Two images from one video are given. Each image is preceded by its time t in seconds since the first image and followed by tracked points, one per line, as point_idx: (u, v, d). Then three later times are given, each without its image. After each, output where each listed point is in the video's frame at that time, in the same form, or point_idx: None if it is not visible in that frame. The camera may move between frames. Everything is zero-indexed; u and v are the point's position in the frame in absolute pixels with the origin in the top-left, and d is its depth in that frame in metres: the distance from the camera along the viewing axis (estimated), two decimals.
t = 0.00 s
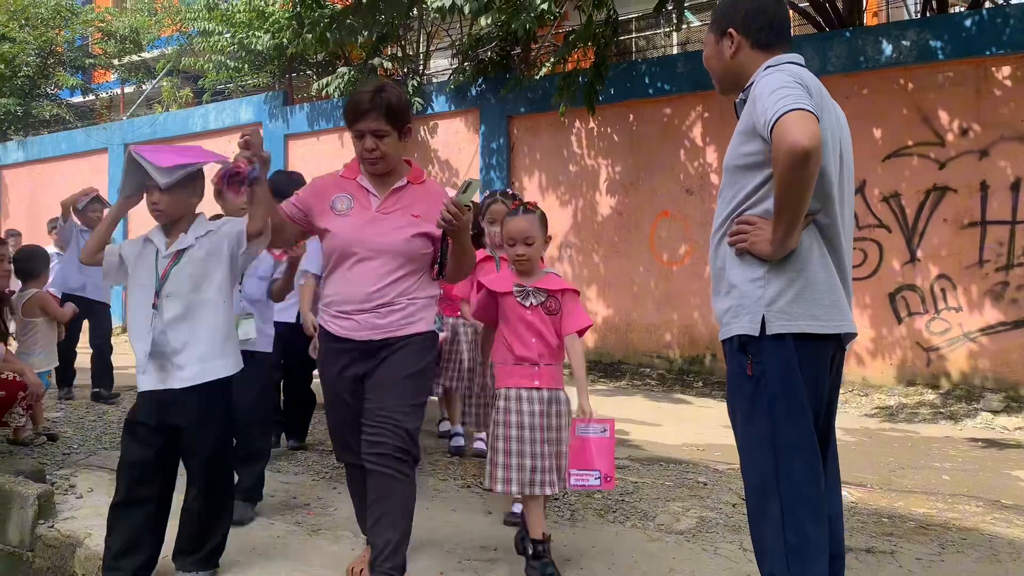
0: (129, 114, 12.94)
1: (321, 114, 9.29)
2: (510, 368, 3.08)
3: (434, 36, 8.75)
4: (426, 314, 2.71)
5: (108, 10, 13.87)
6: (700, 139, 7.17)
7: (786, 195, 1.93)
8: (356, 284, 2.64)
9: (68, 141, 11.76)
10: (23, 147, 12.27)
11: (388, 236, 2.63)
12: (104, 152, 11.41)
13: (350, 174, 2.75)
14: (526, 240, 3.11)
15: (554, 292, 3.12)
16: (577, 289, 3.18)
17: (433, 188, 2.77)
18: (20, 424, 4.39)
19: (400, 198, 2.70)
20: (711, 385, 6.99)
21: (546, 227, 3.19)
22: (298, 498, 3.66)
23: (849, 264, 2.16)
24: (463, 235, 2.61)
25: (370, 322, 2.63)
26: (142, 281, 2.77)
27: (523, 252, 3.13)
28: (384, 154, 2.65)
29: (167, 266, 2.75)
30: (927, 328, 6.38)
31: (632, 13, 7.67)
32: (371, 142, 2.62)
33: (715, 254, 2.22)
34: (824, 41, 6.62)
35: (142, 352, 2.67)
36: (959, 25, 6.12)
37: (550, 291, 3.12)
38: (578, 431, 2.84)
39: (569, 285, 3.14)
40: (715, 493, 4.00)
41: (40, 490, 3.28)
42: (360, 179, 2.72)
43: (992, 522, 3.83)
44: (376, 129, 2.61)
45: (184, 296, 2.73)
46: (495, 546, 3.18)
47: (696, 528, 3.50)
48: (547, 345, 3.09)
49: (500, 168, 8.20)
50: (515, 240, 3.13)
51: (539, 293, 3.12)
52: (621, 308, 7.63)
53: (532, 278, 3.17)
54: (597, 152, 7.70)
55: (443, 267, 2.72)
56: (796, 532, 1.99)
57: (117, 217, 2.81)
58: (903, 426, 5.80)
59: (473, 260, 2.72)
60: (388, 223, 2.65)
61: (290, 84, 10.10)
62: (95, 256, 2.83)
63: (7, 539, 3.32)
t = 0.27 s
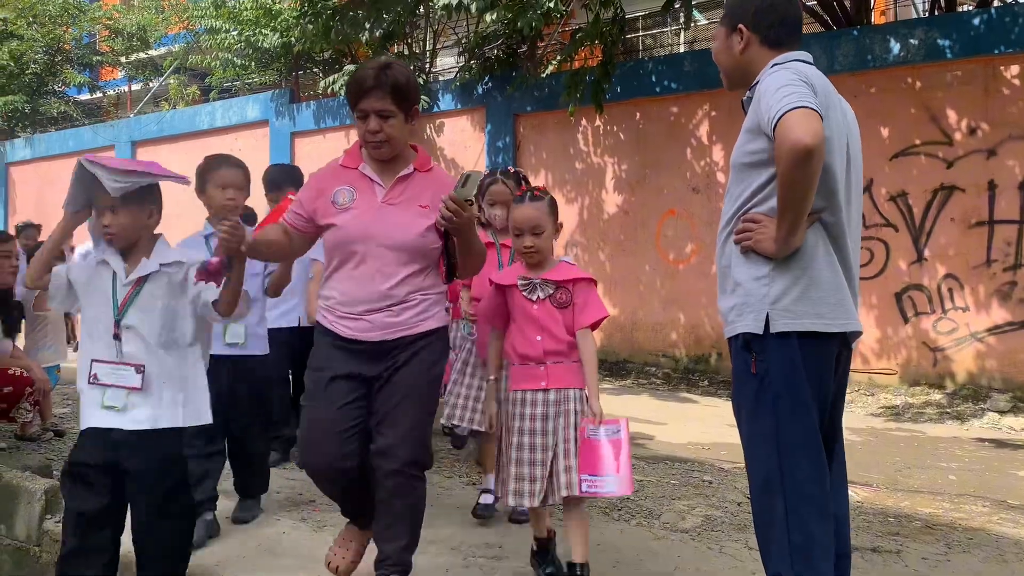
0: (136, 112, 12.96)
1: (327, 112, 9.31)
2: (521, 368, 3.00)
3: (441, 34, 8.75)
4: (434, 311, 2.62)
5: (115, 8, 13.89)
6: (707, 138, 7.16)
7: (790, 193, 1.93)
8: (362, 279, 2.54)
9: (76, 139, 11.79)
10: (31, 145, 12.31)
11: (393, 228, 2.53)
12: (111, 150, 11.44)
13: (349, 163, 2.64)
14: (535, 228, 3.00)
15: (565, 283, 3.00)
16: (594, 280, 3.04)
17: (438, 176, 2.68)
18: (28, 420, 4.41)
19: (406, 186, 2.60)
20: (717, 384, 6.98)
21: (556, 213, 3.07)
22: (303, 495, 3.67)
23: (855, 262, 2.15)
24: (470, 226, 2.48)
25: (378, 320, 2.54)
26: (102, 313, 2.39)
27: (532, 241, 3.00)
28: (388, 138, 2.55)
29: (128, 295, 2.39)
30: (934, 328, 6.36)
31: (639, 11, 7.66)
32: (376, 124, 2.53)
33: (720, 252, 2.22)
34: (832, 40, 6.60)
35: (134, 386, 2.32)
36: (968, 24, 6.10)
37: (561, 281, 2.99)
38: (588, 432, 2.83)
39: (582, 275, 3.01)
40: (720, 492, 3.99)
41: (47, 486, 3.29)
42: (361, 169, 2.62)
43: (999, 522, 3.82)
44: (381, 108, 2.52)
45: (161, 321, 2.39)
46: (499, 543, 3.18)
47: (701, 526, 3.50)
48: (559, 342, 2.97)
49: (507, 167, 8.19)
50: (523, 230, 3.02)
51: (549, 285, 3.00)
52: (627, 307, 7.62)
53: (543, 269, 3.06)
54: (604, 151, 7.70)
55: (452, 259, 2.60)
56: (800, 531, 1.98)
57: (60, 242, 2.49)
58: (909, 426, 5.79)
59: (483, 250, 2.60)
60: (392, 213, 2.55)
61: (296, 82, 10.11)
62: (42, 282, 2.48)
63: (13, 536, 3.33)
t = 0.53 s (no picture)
0: (139, 110, 12.97)
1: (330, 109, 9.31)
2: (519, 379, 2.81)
3: (444, 31, 8.74)
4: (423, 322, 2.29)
5: (119, 6, 13.89)
6: (710, 135, 7.14)
7: (788, 191, 1.92)
8: (339, 288, 2.20)
9: (79, 137, 11.80)
10: (34, 143, 12.32)
11: (379, 232, 2.20)
12: (114, 147, 11.44)
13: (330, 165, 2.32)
14: (534, 226, 2.76)
15: (567, 286, 2.78)
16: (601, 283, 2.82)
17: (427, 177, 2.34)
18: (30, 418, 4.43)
19: (392, 191, 2.27)
20: (720, 382, 6.97)
21: (559, 211, 2.84)
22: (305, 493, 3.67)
23: (860, 260, 2.14)
24: (452, 221, 2.15)
25: (357, 334, 2.19)
26: (43, 422, 2.23)
27: (531, 238, 2.77)
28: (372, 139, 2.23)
29: (75, 400, 2.24)
30: (938, 325, 6.35)
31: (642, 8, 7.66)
32: (359, 125, 2.22)
33: (724, 250, 2.21)
34: (836, 37, 6.58)
35: (77, 508, 2.17)
36: (973, 21, 6.08)
37: (562, 284, 2.77)
38: (582, 460, 2.62)
39: (589, 278, 2.79)
40: (724, 490, 3.98)
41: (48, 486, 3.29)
42: (342, 172, 2.29)
43: (1003, 520, 3.81)
44: (365, 108, 2.19)
45: (113, 427, 2.26)
46: (502, 542, 3.18)
47: (705, 524, 3.49)
48: (560, 349, 2.75)
49: (510, 164, 8.18)
50: (522, 227, 2.78)
51: (549, 288, 2.78)
52: (630, 305, 7.62)
53: (545, 270, 2.85)
54: (607, 148, 7.69)
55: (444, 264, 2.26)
56: (802, 530, 1.97)
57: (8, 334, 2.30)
58: (912, 424, 5.78)
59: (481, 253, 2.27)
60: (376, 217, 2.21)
61: (299, 79, 10.10)
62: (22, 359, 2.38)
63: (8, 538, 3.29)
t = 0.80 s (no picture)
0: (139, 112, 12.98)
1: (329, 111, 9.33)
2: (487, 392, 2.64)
3: (443, 32, 8.74)
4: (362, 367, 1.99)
5: (118, 9, 13.89)
6: (709, 134, 7.15)
7: (791, 191, 1.93)
8: (258, 331, 1.89)
9: (79, 140, 11.81)
10: (34, 146, 12.32)
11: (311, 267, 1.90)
12: (114, 150, 11.45)
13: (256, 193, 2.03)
14: (510, 224, 2.56)
15: (546, 293, 2.58)
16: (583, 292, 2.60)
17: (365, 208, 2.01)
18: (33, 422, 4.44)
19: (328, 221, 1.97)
20: (721, 381, 6.98)
21: (542, 212, 2.62)
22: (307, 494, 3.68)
23: (860, 259, 2.15)
24: (364, 250, 1.83)
25: (279, 387, 1.87)
26: None
27: (507, 237, 2.58)
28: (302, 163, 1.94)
29: (23, 426, 2.21)
30: (938, 323, 6.35)
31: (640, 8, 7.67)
32: (288, 144, 1.93)
33: (725, 249, 2.22)
34: (835, 35, 6.59)
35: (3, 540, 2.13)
36: (971, 18, 6.08)
37: (540, 293, 2.57)
38: (560, 479, 2.45)
39: (570, 287, 2.58)
40: (726, 489, 3.99)
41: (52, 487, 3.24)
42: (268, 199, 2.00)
43: (1004, 517, 3.82)
44: (297, 127, 1.91)
45: (67, 452, 2.25)
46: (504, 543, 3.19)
47: (706, 523, 3.50)
48: (535, 362, 2.56)
49: (509, 164, 8.19)
50: (499, 225, 2.58)
51: (528, 296, 2.58)
52: (630, 304, 7.62)
53: (525, 274, 2.65)
54: (606, 148, 7.69)
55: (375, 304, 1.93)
56: (805, 528, 1.98)
57: None
58: (913, 421, 5.79)
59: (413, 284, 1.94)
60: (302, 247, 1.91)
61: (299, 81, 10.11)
62: None
63: None
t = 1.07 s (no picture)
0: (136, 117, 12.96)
1: (327, 114, 9.34)
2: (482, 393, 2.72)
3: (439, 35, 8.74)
4: (270, 469, 1.81)
5: (114, 15, 13.88)
6: (707, 134, 7.14)
7: (792, 191, 1.92)
8: (137, 442, 1.73)
9: (76, 145, 11.80)
10: (31, 152, 12.31)
11: (185, 355, 1.71)
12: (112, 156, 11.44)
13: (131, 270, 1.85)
14: (472, 251, 2.37)
15: (506, 334, 2.34)
16: (548, 335, 2.37)
17: (264, 272, 1.80)
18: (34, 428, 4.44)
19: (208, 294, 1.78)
20: (721, 381, 6.98)
21: (512, 243, 2.41)
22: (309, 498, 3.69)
23: (860, 258, 2.14)
24: (256, 337, 1.63)
25: (165, 500, 1.72)
26: None
27: (469, 267, 2.37)
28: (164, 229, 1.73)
29: None
30: (938, 321, 6.35)
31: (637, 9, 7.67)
32: (142, 201, 1.71)
33: (725, 249, 2.21)
34: (831, 34, 6.58)
35: None
36: (967, 16, 6.08)
37: (500, 333, 2.34)
38: (525, 549, 2.10)
39: (535, 329, 2.35)
40: (727, 489, 3.98)
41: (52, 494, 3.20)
42: (142, 277, 1.82)
43: (1006, 515, 3.81)
44: (150, 185, 1.70)
45: None
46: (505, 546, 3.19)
47: (708, 523, 3.49)
48: (488, 411, 2.33)
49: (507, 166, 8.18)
50: (461, 252, 2.39)
51: (487, 337, 2.35)
52: (629, 305, 7.62)
53: (490, 311, 2.41)
54: (604, 149, 7.69)
55: (282, 392, 1.77)
56: (808, 529, 1.97)
57: None
58: (914, 419, 5.78)
59: (320, 362, 1.77)
60: (179, 341, 1.72)
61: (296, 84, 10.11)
62: None
63: None
